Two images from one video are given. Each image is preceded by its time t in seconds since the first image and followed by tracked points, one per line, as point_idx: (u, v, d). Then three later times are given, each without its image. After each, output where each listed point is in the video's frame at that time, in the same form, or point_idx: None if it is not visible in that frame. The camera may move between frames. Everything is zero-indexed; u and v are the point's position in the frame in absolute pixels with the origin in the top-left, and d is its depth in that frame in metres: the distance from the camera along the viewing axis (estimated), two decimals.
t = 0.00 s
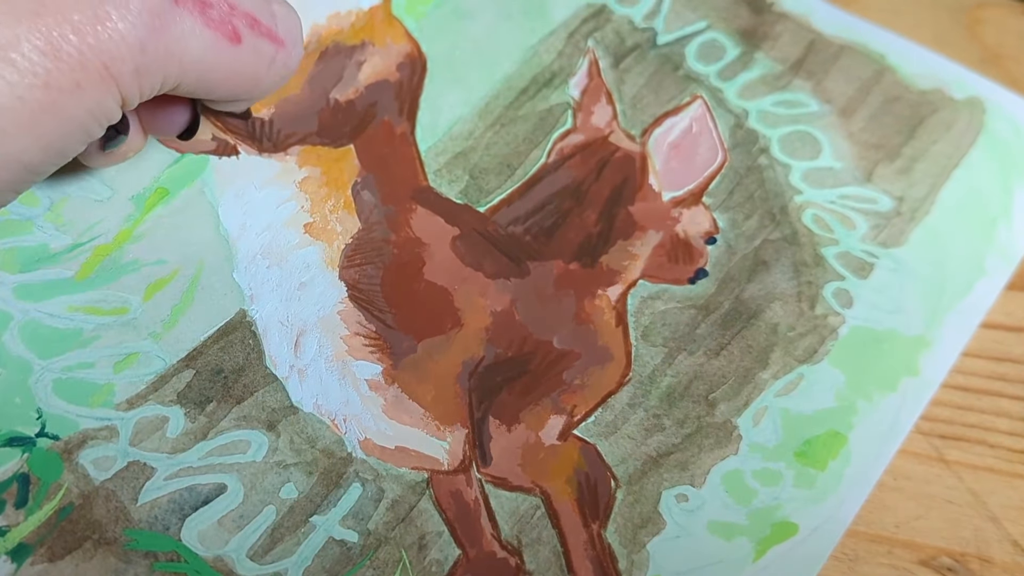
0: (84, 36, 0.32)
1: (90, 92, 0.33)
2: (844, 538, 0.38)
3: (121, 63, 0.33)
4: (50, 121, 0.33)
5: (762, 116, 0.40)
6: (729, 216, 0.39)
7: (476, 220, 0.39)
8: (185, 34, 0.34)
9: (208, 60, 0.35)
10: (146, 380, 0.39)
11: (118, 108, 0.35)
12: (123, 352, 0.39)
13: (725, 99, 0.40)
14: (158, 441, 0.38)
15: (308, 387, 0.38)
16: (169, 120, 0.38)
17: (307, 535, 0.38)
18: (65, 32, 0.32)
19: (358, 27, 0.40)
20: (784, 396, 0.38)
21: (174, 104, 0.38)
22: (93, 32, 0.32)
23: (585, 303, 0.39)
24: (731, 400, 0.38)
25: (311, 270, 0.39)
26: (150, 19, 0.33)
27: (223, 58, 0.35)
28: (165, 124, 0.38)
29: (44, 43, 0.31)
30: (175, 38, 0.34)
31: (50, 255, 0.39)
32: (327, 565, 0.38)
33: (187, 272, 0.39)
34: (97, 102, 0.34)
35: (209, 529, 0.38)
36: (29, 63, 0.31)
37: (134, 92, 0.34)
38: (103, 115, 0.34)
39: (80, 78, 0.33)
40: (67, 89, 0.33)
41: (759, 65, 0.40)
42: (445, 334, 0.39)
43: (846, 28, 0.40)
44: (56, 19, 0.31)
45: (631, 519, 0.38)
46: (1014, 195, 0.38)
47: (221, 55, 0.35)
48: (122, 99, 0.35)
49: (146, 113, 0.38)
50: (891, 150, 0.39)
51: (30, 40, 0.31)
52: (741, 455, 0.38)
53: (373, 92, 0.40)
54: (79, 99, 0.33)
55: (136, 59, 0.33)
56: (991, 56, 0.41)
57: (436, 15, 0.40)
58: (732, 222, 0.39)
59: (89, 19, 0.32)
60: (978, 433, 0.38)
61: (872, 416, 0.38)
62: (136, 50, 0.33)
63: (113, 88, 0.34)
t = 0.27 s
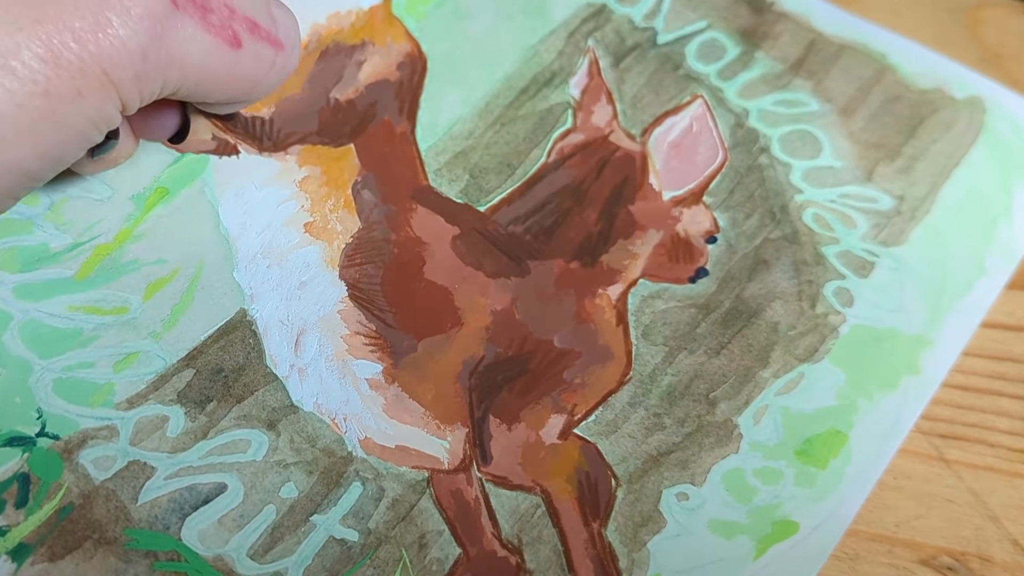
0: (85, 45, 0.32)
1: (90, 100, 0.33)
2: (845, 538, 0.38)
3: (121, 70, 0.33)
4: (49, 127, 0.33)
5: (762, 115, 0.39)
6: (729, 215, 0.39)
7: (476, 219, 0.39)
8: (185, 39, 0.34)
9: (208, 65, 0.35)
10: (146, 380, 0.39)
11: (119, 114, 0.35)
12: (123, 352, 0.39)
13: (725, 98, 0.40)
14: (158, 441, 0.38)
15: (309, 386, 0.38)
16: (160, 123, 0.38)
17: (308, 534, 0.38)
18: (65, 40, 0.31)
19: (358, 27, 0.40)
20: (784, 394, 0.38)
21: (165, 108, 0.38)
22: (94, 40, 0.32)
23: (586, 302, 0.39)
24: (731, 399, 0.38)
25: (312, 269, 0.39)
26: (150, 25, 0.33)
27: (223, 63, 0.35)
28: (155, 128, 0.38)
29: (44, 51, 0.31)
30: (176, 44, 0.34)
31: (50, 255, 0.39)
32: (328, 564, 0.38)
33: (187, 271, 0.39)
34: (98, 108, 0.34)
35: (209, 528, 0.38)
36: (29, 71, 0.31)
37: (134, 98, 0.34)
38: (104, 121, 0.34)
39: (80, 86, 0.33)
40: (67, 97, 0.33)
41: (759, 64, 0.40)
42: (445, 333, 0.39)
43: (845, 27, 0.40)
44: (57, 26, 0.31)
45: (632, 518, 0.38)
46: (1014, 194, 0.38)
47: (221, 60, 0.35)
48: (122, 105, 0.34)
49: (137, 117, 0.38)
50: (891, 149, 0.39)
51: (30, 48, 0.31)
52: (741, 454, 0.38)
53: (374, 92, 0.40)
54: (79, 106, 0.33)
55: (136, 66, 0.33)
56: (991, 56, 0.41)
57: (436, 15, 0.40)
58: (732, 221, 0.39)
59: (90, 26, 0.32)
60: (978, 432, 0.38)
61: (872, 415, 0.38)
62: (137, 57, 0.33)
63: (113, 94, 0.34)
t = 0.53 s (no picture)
0: (86, 50, 0.33)
1: (93, 107, 0.35)
2: (845, 539, 0.38)
3: (122, 73, 0.34)
4: (54, 133, 0.34)
5: (762, 115, 0.39)
6: (729, 215, 0.39)
7: (476, 220, 0.39)
8: (184, 40, 0.35)
9: (208, 64, 0.36)
10: (146, 381, 0.38)
11: (120, 116, 0.36)
12: (123, 353, 0.39)
13: (725, 98, 0.40)
14: (157, 442, 0.38)
15: (308, 387, 0.38)
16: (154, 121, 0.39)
17: (308, 535, 0.38)
18: (67, 46, 0.33)
19: (358, 27, 0.40)
20: (785, 394, 0.38)
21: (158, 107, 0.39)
22: (95, 44, 0.34)
23: (586, 302, 0.39)
24: (731, 399, 0.38)
25: (311, 270, 0.39)
26: (149, 28, 0.34)
27: (223, 61, 0.36)
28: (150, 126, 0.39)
29: (47, 58, 0.33)
30: (175, 45, 0.35)
31: (50, 256, 0.39)
32: (328, 565, 0.38)
33: (188, 272, 0.39)
34: (101, 113, 0.35)
35: (209, 530, 0.38)
36: (32, 79, 0.33)
37: (136, 101, 0.36)
38: (107, 127, 0.36)
39: (82, 92, 0.34)
40: (70, 102, 0.34)
41: (759, 65, 0.40)
42: (445, 334, 0.39)
43: (846, 27, 0.40)
44: (58, 33, 0.33)
45: (632, 519, 0.38)
46: (1015, 193, 0.38)
47: (219, 58, 0.36)
48: (125, 108, 0.36)
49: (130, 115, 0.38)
50: (891, 149, 0.39)
51: (32, 55, 0.33)
52: (742, 454, 0.38)
53: (374, 92, 0.40)
54: (82, 112, 0.35)
55: (136, 68, 0.35)
56: (992, 55, 0.41)
57: (437, 15, 0.40)
58: (732, 221, 0.39)
59: (91, 31, 0.33)
60: (978, 433, 0.38)
61: (873, 415, 0.38)
62: (137, 59, 0.34)
63: (116, 98, 0.35)
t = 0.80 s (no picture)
0: (80, 54, 0.32)
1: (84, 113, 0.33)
2: (845, 538, 0.38)
3: (116, 81, 0.33)
4: (44, 138, 0.33)
5: (763, 114, 0.39)
6: (730, 214, 0.39)
7: (477, 219, 0.39)
8: (184, 49, 0.34)
9: (209, 75, 0.35)
10: (147, 382, 0.38)
11: (114, 124, 0.35)
12: (123, 353, 0.39)
13: (726, 98, 0.40)
14: (157, 442, 0.38)
15: (308, 387, 0.38)
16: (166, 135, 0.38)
17: (308, 535, 0.38)
18: (59, 49, 0.31)
19: (358, 27, 0.40)
20: (786, 392, 0.38)
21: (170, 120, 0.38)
22: (89, 49, 0.32)
23: (586, 302, 0.38)
24: (732, 398, 0.38)
25: (312, 269, 0.39)
26: (148, 36, 0.33)
27: (224, 72, 0.35)
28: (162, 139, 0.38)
29: (38, 61, 0.31)
30: (175, 55, 0.34)
31: (50, 256, 0.39)
32: (328, 564, 0.38)
33: (188, 271, 0.39)
34: (92, 119, 0.33)
35: (209, 530, 0.38)
36: (21, 82, 0.31)
37: (130, 109, 0.34)
38: (98, 133, 0.34)
39: (74, 98, 0.32)
40: (60, 109, 0.32)
41: (759, 64, 0.40)
42: (445, 334, 0.38)
43: (846, 27, 0.40)
44: (49, 36, 0.31)
45: (633, 517, 0.38)
46: (1016, 192, 0.38)
47: (222, 70, 0.35)
48: (118, 115, 0.34)
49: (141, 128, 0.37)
50: (891, 149, 0.39)
51: (22, 58, 0.31)
52: (743, 452, 0.37)
53: (374, 92, 0.40)
54: (72, 118, 0.33)
55: (133, 78, 0.33)
56: (992, 54, 0.41)
57: (437, 15, 0.40)
58: (733, 219, 0.39)
59: (85, 35, 0.32)
60: (978, 432, 0.38)
61: (874, 413, 0.37)
62: (134, 68, 0.33)
63: (109, 106, 0.34)
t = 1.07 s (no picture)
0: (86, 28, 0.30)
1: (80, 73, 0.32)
2: (845, 539, 0.38)
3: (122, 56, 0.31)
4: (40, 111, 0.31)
5: (760, 116, 0.39)
6: (727, 217, 0.39)
7: (476, 216, 0.39)
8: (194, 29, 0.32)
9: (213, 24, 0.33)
10: (147, 374, 0.39)
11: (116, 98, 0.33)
12: (124, 345, 0.39)
13: (724, 98, 0.40)
14: (158, 437, 0.39)
15: (308, 386, 0.39)
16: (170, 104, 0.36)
17: (306, 537, 0.38)
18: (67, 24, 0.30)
19: (359, 17, 0.40)
20: (779, 402, 0.38)
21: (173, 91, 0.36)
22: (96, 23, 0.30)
23: (584, 303, 0.39)
24: (727, 405, 0.38)
25: (312, 265, 0.39)
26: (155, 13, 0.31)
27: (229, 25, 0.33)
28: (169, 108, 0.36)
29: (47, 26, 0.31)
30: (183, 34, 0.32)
31: (50, 245, 0.39)
32: (327, 566, 0.38)
33: (188, 264, 0.39)
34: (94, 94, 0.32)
35: (209, 529, 0.38)
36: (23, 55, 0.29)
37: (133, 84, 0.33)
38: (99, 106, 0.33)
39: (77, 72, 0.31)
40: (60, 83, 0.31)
41: (758, 65, 0.40)
42: (444, 333, 0.39)
43: (845, 29, 0.40)
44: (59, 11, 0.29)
45: (628, 525, 0.38)
46: (1012, 197, 0.38)
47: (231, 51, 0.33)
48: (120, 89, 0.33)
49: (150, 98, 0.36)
50: (888, 153, 0.39)
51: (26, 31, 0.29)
52: (736, 461, 0.38)
53: (375, 84, 0.40)
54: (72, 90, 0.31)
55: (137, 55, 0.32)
56: (991, 57, 0.41)
57: (438, 10, 0.40)
58: (730, 223, 0.39)
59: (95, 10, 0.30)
60: (978, 432, 0.39)
61: (866, 424, 0.38)
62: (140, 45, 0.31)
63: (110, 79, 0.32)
